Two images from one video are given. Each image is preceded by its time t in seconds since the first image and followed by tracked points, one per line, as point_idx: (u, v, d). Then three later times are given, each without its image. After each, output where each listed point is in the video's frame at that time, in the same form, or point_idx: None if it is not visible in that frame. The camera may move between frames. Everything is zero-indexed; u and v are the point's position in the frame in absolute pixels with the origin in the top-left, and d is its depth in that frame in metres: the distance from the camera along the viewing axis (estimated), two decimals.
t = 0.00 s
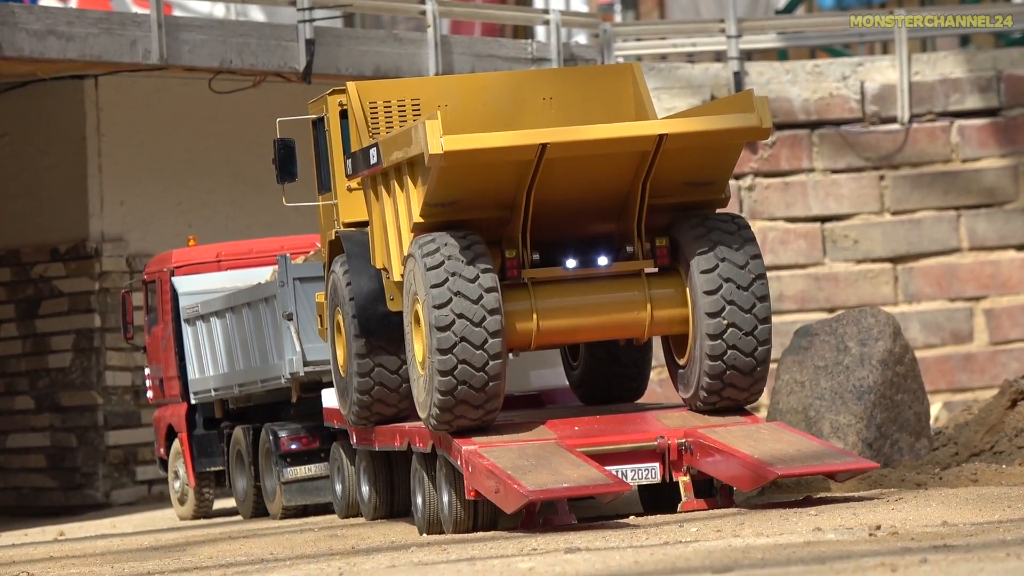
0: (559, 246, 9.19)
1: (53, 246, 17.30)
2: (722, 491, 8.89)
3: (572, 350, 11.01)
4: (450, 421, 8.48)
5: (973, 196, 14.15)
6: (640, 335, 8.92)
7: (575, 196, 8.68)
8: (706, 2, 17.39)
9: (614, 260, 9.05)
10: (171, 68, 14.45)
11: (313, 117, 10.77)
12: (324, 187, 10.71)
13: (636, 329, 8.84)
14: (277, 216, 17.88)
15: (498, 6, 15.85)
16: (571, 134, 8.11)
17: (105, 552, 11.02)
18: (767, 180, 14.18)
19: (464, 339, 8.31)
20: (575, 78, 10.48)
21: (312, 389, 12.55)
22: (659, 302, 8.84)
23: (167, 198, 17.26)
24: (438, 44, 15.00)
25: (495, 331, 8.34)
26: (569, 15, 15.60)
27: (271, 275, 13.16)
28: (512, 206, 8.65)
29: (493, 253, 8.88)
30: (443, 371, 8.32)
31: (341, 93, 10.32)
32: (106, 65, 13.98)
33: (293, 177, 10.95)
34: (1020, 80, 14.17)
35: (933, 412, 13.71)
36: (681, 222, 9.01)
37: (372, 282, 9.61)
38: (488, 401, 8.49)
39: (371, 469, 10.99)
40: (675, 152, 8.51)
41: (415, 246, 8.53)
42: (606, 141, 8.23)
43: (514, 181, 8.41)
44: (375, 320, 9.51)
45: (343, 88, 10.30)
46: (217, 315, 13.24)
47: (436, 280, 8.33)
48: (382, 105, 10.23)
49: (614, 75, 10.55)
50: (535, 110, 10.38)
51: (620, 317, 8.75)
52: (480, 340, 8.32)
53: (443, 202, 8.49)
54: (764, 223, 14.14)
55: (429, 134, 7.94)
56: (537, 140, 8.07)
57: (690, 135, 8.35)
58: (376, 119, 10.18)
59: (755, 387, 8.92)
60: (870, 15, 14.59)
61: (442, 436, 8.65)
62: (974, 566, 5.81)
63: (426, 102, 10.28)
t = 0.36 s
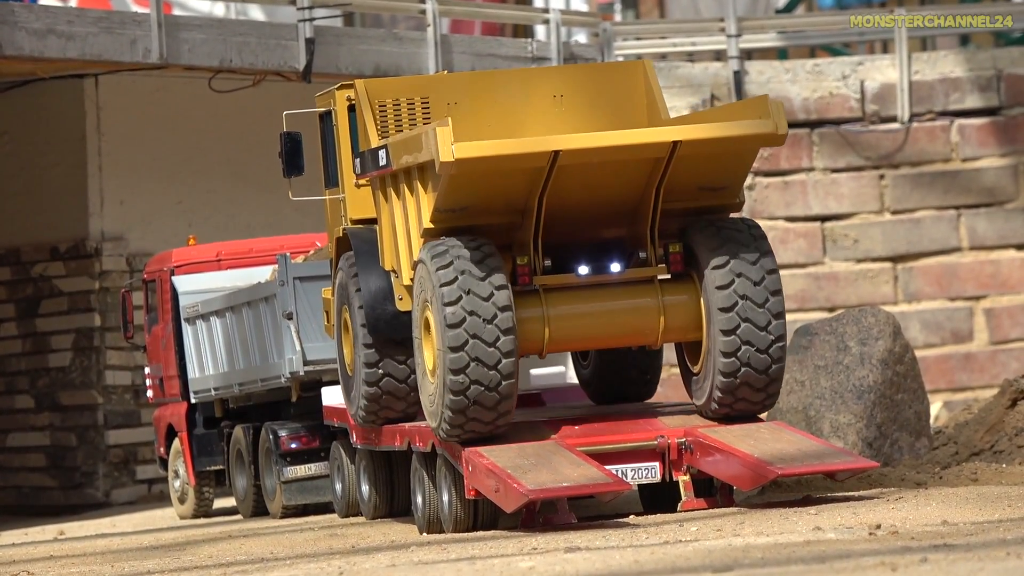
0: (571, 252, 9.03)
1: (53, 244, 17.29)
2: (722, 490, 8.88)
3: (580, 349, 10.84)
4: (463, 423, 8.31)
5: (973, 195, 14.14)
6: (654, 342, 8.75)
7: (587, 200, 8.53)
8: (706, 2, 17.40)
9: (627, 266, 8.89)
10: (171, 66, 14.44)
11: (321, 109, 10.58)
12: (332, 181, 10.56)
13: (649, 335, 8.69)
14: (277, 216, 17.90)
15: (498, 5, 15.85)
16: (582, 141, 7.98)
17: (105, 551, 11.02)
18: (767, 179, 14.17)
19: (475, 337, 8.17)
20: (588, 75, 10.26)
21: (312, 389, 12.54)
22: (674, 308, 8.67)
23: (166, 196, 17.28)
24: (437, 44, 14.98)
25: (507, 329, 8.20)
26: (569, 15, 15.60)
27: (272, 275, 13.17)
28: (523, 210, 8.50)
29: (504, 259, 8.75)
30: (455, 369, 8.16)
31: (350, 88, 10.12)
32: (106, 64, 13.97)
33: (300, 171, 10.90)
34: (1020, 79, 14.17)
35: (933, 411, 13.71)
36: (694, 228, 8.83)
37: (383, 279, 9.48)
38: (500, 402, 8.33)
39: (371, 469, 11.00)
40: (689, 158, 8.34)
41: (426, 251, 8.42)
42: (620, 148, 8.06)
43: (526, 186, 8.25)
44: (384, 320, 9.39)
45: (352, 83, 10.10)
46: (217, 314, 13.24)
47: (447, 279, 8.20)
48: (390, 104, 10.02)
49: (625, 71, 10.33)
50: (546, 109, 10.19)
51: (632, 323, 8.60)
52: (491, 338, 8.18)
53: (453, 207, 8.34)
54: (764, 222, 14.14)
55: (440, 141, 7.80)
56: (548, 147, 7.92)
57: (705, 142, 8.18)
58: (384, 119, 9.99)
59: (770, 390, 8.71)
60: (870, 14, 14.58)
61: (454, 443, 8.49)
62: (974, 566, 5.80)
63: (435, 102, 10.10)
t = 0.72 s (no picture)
0: (586, 259, 8.92)
1: (52, 245, 17.29)
2: (722, 491, 8.87)
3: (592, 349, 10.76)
4: (476, 430, 8.21)
5: (972, 196, 14.14)
6: (669, 350, 8.67)
7: (603, 209, 8.41)
8: (705, 3, 17.42)
9: (642, 275, 8.78)
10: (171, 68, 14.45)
11: (329, 104, 10.38)
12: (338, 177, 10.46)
13: (664, 343, 8.62)
14: (276, 217, 17.92)
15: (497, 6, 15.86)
16: (600, 149, 7.86)
17: (104, 552, 11.01)
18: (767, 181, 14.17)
19: (487, 339, 8.11)
20: (601, 73, 10.08)
21: (313, 390, 12.54)
22: (690, 318, 8.62)
23: (166, 197, 17.27)
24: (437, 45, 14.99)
25: (520, 331, 8.13)
26: (568, 16, 15.61)
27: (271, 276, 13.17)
28: (539, 217, 8.37)
29: (517, 265, 8.64)
30: (467, 371, 8.10)
31: (359, 83, 9.95)
32: (105, 66, 13.97)
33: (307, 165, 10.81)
34: (1020, 80, 14.17)
35: (932, 412, 13.70)
36: (711, 236, 8.76)
37: (392, 279, 9.38)
38: (513, 408, 8.24)
39: (371, 470, 10.99)
40: (707, 167, 8.22)
41: (438, 258, 8.36)
42: (638, 157, 7.95)
43: (541, 195, 8.13)
44: (392, 322, 9.34)
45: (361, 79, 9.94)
46: (216, 315, 13.24)
47: (458, 283, 8.15)
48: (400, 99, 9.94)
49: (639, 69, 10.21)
50: (557, 109, 10.09)
51: (646, 330, 8.52)
52: (504, 340, 8.11)
53: (466, 215, 8.22)
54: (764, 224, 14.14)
55: (455, 149, 7.69)
56: (566, 155, 7.81)
57: (724, 151, 8.07)
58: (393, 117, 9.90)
59: (788, 395, 8.64)
60: (870, 15, 14.58)
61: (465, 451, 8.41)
62: (974, 567, 5.80)
63: (446, 98, 10.06)
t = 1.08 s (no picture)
0: (587, 259, 8.92)
1: (51, 244, 17.30)
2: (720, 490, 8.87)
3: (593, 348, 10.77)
4: (475, 437, 8.25)
5: (970, 196, 14.13)
6: (670, 349, 8.69)
7: (605, 207, 8.40)
8: (703, 2, 17.41)
9: (643, 273, 8.79)
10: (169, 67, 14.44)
11: (329, 102, 10.35)
12: (339, 176, 10.46)
13: (666, 343, 8.63)
14: (274, 216, 17.93)
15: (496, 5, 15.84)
16: (601, 149, 7.84)
17: (103, 551, 11.00)
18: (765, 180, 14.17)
19: (490, 351, 8.10)
20: (602, 70, 10.10)
21: (312, 388, 12.54)
22: (691, 317, 8.62)
23: (165, 196, 17.27)
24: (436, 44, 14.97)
25: (522, 344, 8.13)
26: (566, 15, 15.62)
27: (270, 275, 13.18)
28: (540, 215, 8.36)
29: (518, 263, 8.63)
30: (469, 384, 8.10)
31: (359, 81, 9.91)
32: (103, 65, 13.97)
33: (308, 164, 10.76)
34: (1018, 80, 14.17)
35: (930, 412, 13.71)
36: (712, 235, 8.76)
37: (393, 279, 9.38)
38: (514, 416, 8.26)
39: (370, 469, 10.99)
40: (709, 166, 8.21)
41: (438, 257, 8.34)
42: (639, 156, 7.95)
43: (543, 193, 8.12)
44: (393, 321, 9.30)
45: (361, 76, 9.91)
46: (215, 313, 13.25)
47: (462, 291, 8.10)
48: (401, 98, 9.93)
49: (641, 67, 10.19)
50: (559, 106, 10.05)
51: (648, 329, 8.52)
52: (507, 353, 8.11)
53: (467, 214, 8.20)
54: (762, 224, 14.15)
55: (456, 148, 7.67)
56: (567, 154, 7.80)
57: (726, 150, 8.06)
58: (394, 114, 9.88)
59: (790, 402, 8.68)
60: (869, 15, 14.58)
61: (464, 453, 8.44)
62: (971, 567, 5.79)
63: (448, 96, 10.04)
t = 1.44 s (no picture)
0: (586, 258, 8.91)
1: (47, 241, 17.29)
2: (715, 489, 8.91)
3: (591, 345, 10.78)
4: (472, 438, 8.27)
5: (967, 195, 14.15)
6: (668, 348, 8.69)
7: (603, 206, 8.40)
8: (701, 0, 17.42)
9: (641, 273, 8.78)
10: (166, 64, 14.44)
11: (329, 99, 10.42)
12: (338, 173, 10.42)
13: (664, 342, 8.62)
14: (271, 213, 17.93)
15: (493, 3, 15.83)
16: (598, 147, 7.85)
17: (98, 547, 11.00)
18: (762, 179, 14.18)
19: (487, 356, 8.09)
20: (602, 70, 10.09)
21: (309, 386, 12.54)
22: (689, 316, 8.61)
23: (161, 192, 17.27)
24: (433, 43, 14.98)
25: (520, 348, 8.12)
26: (564, 14, 15.61)
27: (267, 272, 13.18)
28: (538, 214, 8.35)
29: (515, 262, 8.62)
30: (466, 388, 8.10)
31: (357, 79, 9.97)
32: (101, 62, 13.96)
33: (305, 161, 10.77)
34: (1016, 80, 14.18)
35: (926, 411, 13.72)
36: (711, 234, 8.75)
37: (390, 276, 9.41)
38: (511, 419, 8.27)
39: (366, 466, 10.99)
40: (707, 165, 8.21)
41: (435, 257, 8.34)
42: (637, 155, 7.95)
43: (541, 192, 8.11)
44: (391, 318, 9.34)
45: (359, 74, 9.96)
46: (211, 311, 13.24)
47: (460, 294, 8.09)
48: (400, 96, 9.92)
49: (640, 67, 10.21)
50: (557, 104, 10.03)
51: (646, 328, 8.52)
52: (504, 358, 8.10)
53: (465, 212, 8.20)
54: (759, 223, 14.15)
55: (453, 145, 7.69)
56: (565, 153, 7.80)
57: (725, 149, 8.06)
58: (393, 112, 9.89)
59: (786, 405, 8.69)
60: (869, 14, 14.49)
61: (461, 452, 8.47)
62: (968, 566, 5.80)
63: (446, 94, 10.02)
